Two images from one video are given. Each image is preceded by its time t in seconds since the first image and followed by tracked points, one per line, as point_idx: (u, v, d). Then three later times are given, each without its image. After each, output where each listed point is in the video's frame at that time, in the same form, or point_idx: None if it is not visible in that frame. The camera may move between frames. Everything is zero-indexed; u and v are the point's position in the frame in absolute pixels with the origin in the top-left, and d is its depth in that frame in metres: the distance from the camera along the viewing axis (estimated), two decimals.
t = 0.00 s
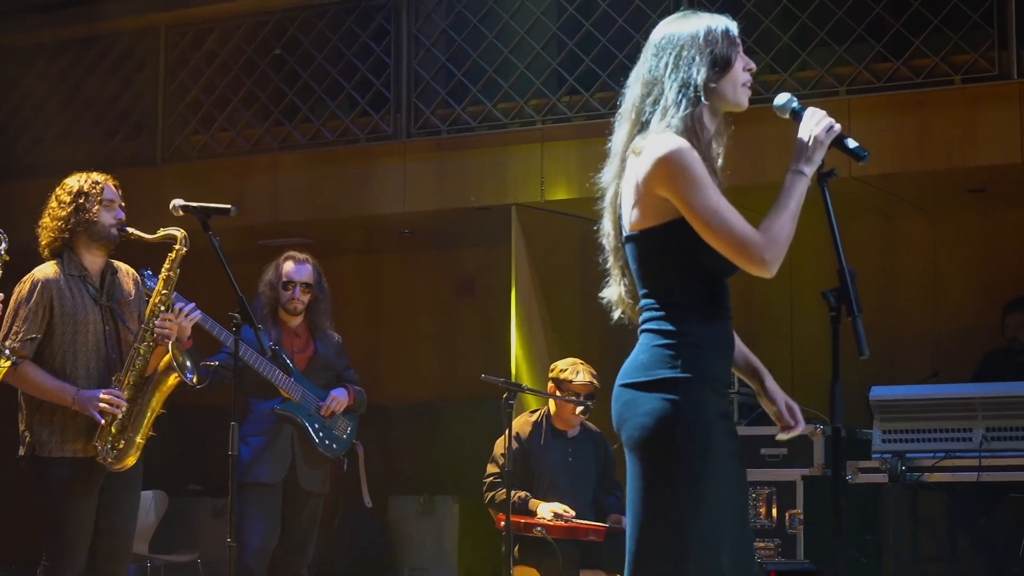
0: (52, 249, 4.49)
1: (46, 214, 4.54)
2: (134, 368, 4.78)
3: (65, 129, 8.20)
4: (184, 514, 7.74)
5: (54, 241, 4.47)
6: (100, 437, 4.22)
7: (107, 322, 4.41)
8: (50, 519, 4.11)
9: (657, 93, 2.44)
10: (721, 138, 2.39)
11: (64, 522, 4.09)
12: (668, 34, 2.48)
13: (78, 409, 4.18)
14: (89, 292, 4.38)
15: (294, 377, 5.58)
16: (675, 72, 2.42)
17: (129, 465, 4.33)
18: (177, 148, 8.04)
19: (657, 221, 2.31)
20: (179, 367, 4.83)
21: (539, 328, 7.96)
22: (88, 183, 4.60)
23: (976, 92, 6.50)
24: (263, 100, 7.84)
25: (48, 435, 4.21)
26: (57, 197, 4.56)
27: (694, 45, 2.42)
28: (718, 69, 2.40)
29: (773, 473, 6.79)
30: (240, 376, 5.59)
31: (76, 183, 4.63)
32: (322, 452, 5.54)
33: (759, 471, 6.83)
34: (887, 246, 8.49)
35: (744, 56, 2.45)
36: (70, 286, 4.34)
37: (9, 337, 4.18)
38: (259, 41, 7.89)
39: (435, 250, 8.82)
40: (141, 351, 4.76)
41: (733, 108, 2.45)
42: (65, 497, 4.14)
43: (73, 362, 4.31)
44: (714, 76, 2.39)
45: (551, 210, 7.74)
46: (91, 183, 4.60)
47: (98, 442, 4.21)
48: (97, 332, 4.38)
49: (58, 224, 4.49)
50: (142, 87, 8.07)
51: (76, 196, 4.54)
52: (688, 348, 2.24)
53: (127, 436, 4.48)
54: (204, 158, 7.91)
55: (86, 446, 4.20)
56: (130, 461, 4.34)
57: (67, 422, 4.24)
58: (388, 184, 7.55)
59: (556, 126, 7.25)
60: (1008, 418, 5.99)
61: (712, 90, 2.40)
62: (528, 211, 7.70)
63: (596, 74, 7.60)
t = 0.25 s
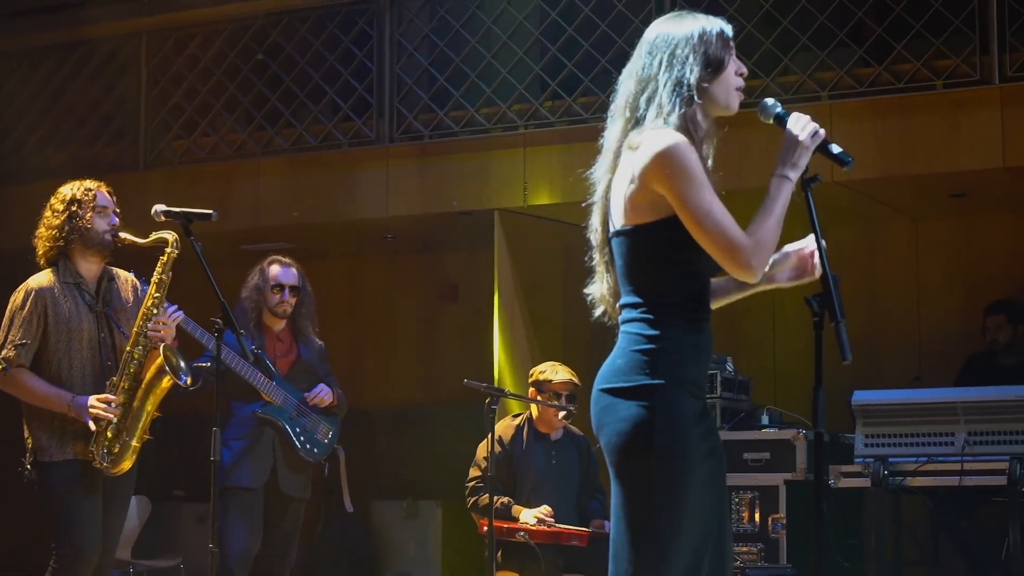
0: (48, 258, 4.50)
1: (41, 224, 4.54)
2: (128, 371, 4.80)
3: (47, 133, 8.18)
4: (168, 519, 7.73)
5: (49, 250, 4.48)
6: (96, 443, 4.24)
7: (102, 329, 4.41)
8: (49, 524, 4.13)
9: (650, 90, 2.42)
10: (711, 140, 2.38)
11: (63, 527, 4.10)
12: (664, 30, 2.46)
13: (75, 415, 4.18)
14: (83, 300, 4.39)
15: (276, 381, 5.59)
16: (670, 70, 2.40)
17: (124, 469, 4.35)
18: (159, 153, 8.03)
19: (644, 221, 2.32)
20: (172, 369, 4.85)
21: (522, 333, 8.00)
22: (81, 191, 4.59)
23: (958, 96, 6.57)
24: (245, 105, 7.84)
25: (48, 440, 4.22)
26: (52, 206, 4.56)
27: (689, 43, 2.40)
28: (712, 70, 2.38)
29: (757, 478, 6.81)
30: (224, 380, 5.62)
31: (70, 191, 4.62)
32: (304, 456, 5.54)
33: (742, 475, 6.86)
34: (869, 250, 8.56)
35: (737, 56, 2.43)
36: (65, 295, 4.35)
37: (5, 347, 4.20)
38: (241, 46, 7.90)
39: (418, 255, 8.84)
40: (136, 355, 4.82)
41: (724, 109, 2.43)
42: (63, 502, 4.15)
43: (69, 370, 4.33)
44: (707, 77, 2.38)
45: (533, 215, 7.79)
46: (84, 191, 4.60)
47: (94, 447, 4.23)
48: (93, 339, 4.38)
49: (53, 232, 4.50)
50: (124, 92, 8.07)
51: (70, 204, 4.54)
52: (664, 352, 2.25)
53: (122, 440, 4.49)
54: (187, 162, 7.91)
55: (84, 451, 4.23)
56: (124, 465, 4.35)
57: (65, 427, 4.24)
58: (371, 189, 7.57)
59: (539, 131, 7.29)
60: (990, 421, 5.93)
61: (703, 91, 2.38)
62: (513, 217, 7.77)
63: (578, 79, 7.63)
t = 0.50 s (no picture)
0: (41, 261, 4.52)
1: (33, 227, 4.56)
2: (119, 371, 4.84)
3: (33, 137, 8.18)
4: (155, 523, 7.71)
5: (42, 253, 4.50)
6: (88, 445, 4.26)
7: (94, 330, 4.41)
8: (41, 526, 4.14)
9: (637, 95, 2.44)
10: (692, 149, 2.41)
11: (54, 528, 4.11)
12: (654, 37, 2.48)
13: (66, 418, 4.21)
14: (76, 302, 4.40)
15: (264, 386, 5.58)
16: (656, 78, 2.42)
17: (116, 471, 4.37)
18: (146, 156, 8.04)
19: (625, 226, 2.34)
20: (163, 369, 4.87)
21: (509, 336, 8.01)
22: (73, 195, 4.63)
23: (945, 101, 6.62)
24: (232, 108, 7.85)
25: (36, 444, 4.25)
26: (45, 209, 4.59)
27: (677, 53, 2.43)
28: (697, 82, 2.41)
29: (744, 482, 6.86)
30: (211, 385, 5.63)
31: (63, 194, 4.65)
32: (291, 460, 5.54)
33: (730, 479, 6.91)
34: (857, 254, 8.62)
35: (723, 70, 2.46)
36: (57, 296, 4.36)
37: None
38: (228, 50, 7.91)
39: (405, 258, 8.86)
40: (127, 356, 4.86)
41: (706, 120, 2.46)
42: (55, 505, 4.16)
43: (62, 372, 4.32)
44: (692, 88, 2.41)
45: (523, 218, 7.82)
46: (77, 194, 4.63)
47: (85, 449, 4.25)
48: (86, 341, 4.38)
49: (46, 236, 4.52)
50: (111, 95, 8.07)
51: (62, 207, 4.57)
52: (659, 356, 2.27)
53: (114, 442, 4.48)
54: (174, 166, 7.91)
55: (75, 453, 4.25)
56: (115, 467, 4.36)
57: (56, 431, 4.26)
58: (359, 193, 7.58)
59: (526, 135, 7.32)
60: (975, 427, 5.98)
61: (687, 101, 2.41)
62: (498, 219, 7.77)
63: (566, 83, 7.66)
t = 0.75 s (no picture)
0: (30, 266, 4.53)
1: (24, 232, 4.58)
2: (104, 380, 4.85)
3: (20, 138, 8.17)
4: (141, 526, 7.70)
5: (31, 258, 4.51)
6: (71, 451, 4.28)
7: (80, 337, 4.41)
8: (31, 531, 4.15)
9: (616, 105, 2.48)
10: (672, 156, 2.43)
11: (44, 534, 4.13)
12: (633, 46, 2.51)
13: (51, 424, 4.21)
14: (63, 307, 4.40)
15: (249, 389, 5.60)
16: (635, 87, 2.45)
17: (100, 478, 4.39)
18: (133, 158, 8.04)
19: (608, 238, 2.38)
20: (150, 380, 4.87)
21: (495, 340, 8.02)
22: (64, 200, 4.64)
23: (933, 107, 6.67)
24: (219, 110, 7.86)
25: (23, 450, 4.24)
26: (35, 214, 4.60)
27: (655, 61, 2.45)
28: (675, 88, 2.43)
29: (728, 487, 6.91)
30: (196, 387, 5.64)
31: (54, 200, 4.67)
32: (277, 463, 5.57)
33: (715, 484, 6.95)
34: (842, 259, 8.68)
35: (703, 74, 2.47)
36: (44, 302, 4.36)
37: None
38: (215, 52, 7.92)
39: (391, 261, 8.88)
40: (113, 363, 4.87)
41: (688, 125, 2.48)
42: (45, 510, 4.17)
43: (47, 379, 4.33)
44: (669, 96, 2.43)
45: (510, 223, 7.85)
46: (67, 200, 4.64)
47: (69, 455, 4.27)
48: (71, 348, 4.39)
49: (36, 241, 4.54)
50: (98, 97, 8.07)
51: (52, 213, 4.59)
52: (648, 361, 2.29)
53: (95, 450, 4.51)
54: (161, 168, 7.91)
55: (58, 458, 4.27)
56: (99, 475, 4.39)
57: (41, 437, 4.26)
58: (346, 196, 7.59)
59: (513, 139, 7.35)
60: (959, 432, 6.04)
61: (666, 109, 2.44)
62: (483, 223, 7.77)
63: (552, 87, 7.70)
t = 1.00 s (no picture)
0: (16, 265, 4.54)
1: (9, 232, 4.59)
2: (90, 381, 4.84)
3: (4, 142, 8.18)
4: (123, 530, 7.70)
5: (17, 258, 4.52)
6: (54, 449, 4.30)
7: (66, 336, 4.44)
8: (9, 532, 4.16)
9: (598, 123, 2.53)
10: (653, 169, 2.47)
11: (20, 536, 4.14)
12: (613, 61, 2.55)
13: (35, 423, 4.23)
14: (49, 306, 4.41)
15: (234, 394, 5.60)
16: (614, 105, 2.50)
17: (82, 477, 4.38)
18: (117, 162, 8.05)
19: (591, 251, 2.43)
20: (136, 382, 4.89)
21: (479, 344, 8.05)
22: (47, 199, 4.63)
23: (915, 112, 6.74)
24: (203, 115, 7.87)
25: (3, 451, 4.26)
26: (19, 213, 4.60)
27: (633, 76, 2.49)
28: (654, 102, 2.47)
29: (713, 492, 6.93)
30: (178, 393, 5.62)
31: (37, 199, 4.66)
32: (261, 469, 5.59)
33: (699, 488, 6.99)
34: (824, 264, 8.75)
35: (685, 85, 2.50)
36: (30, 300, 4.37)
37: None
38: (199, 57, 7.93)
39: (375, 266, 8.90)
40: (99, 363, 4.89)
41: (673, 137, 2.51)
42: (24, 512, 4.19)
43: (33, 377, 4.34)
44: (648, 110, 2.47)
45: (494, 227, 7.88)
46: (50, 198, 4.64)
47: (51, 453, 4.28)
48: (57, 346, 4.41)
49: (21, 240, 4.55)
50: (82, 101, 8.08)
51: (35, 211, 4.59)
52: (633, 366, 2.32)
53: (80, 448, 4.50)
54: (145, 172, 7.92)
55: (40, 458, 4.28)
56: (82, 474, 4.38)
57: (22, 439, 4.30)
58: (331, 200, 7.61)
59: (497, 144, 7.38)
60: (939, 435, 6.11)
61: (645, 124, 2.48)
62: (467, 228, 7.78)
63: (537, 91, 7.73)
